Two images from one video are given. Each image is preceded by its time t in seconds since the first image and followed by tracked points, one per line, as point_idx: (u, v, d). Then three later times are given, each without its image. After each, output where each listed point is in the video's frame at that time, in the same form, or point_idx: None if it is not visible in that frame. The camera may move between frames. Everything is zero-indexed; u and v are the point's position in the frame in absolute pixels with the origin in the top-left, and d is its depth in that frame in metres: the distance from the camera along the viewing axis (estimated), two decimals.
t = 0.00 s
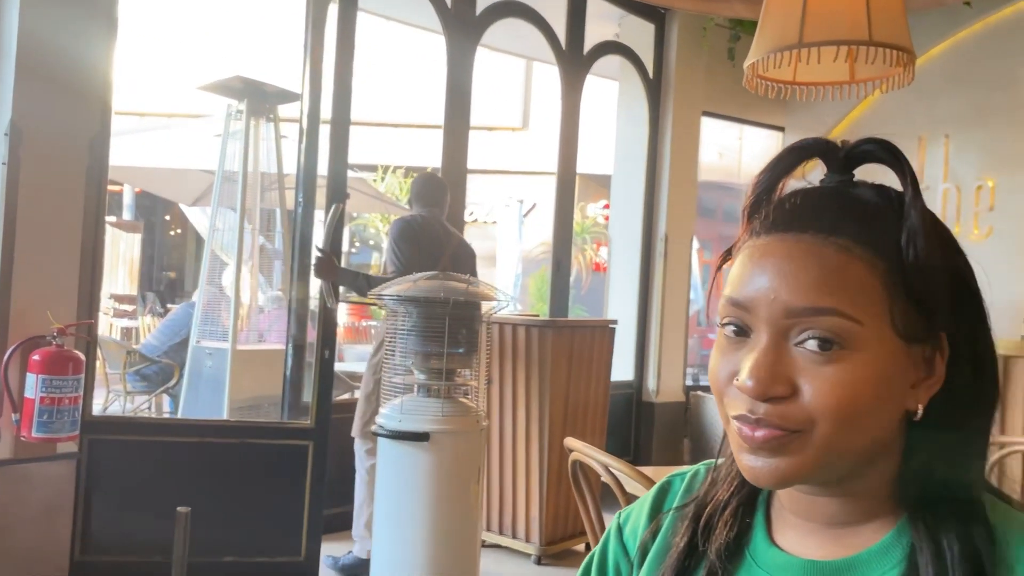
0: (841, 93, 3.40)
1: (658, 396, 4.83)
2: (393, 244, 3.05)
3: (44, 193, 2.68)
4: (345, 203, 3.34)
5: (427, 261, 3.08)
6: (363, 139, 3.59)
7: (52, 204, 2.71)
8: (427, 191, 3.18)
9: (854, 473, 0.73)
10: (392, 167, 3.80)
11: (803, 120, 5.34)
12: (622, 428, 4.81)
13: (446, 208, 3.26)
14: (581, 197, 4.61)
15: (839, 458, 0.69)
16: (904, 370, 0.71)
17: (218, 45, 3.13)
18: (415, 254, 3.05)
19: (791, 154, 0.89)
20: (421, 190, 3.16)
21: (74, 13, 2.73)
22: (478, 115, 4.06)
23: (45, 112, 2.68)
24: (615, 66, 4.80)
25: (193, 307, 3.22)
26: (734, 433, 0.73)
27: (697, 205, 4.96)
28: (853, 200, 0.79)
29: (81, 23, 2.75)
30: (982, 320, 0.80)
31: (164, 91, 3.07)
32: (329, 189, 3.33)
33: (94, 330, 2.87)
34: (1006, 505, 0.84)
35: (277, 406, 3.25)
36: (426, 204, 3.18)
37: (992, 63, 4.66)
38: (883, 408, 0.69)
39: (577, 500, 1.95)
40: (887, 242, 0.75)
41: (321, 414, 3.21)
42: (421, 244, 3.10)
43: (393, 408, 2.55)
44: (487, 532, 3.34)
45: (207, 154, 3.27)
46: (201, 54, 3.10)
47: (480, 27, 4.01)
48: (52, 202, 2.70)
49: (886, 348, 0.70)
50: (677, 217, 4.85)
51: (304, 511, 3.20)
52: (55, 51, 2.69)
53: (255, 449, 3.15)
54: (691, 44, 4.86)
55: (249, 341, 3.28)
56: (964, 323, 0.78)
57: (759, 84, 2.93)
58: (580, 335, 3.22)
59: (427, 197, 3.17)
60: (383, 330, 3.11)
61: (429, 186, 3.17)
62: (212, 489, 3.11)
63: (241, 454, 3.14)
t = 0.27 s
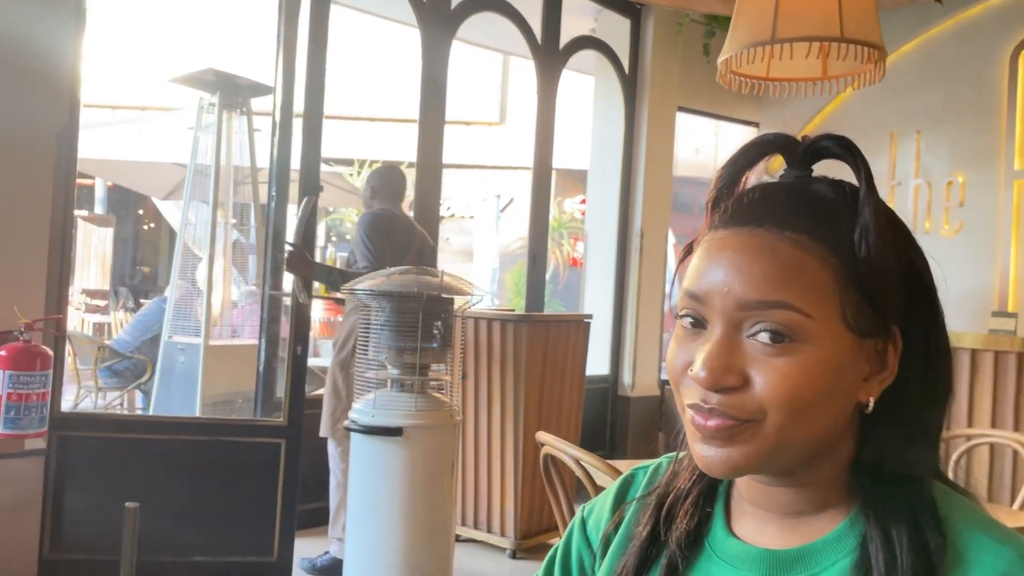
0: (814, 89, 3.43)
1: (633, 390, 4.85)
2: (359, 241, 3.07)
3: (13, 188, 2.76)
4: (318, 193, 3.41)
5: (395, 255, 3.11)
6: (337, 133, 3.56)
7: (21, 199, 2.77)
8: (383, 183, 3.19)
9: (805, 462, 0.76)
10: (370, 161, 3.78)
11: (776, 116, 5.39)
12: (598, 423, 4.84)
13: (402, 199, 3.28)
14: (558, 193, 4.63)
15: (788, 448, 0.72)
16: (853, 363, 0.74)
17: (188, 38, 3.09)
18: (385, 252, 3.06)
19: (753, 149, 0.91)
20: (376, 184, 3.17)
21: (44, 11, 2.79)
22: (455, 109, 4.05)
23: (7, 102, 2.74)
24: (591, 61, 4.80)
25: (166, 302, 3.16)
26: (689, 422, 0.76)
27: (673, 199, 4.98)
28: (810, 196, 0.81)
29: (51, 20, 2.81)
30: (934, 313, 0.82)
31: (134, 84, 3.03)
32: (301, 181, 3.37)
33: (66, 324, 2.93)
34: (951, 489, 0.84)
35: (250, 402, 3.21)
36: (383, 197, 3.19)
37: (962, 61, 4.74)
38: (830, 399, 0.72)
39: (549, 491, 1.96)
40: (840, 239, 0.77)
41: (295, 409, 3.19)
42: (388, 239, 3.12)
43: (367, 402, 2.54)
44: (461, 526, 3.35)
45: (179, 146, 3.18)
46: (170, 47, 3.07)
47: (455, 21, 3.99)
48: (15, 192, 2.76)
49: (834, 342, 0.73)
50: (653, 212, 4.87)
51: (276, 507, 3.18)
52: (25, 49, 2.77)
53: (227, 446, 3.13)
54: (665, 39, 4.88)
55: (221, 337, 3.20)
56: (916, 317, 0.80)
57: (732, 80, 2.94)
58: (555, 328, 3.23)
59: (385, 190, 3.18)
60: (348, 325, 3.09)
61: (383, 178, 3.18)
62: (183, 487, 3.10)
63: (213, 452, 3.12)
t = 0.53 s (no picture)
0: (787, 86, 3.45)
1: (609, 384, 4.87)
2: (324, 234, 3.18)
3: None
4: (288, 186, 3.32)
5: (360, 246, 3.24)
6: (311, 127, 3.54)
7: None
8: (338, 176, 3.24)
9: (765, 455, 0.77)
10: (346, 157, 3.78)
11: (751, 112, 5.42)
12: (574, 418, 4.85)
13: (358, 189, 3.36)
14: (535, 188, 4.64)
15: (747, 440, 0.73)
16: (811, 357, 0.75)
17: (160, 32, 3.07)
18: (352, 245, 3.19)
19: (719, 144, 0.91)
20: (332, 177, 3.23)
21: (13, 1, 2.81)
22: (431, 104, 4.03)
23: None
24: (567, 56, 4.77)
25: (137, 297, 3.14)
26: (650, 414, 0.77)
27: (648, 194, 4.99)
28: (771, 191, 0.81)
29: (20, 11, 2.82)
30: (895, 307, 0.82)
31: (105, 77, 3.01)
32: (273, 173, 3.31)
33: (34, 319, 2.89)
34: (915, 484, 0.85)
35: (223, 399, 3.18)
36: (340, 190, 3.25)
37: (933, 58, 4.79)
38: (787, 392, 0.73)
39: (521, 486, 1.97)
40: (800, 233, 0.78)
41: (265, 404, 3.16)
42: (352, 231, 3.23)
43: (340, 399, 2.53)
44: (437, 521, 3.34)
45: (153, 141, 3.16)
46: (141, 40, 3.04)
47: (430, 15, 3.97)
48: None
49: (791, 336, 0.74)
50: (628, 207, 4.88)
51: (249, 505, 3.16)
52: None
53: (199, 444, 3.11)
54: (641, 36, 4.89)
55: (193, 333, 3.18)
56: (875, 312, 0.81)
57: (706, 75, 2.94)
58: (530, 323, 3.23)
59: (342, 183, 3.24)
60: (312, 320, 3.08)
61: (340, 169, 3.25)
62: (154, 485, 3.08)
63: (184, 450, 3.10)
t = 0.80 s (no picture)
0: (762, 83, 3.47)
1: (585, 380, 4.88)
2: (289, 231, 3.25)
3: None
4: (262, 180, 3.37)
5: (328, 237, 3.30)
6: (286, 122, 3.51)
7: None
8: (301, 171, 3.30)
9: (734, 443, 0.77)
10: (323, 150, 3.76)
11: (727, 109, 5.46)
12: (550, 413, 4.87)
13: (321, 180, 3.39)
14: (512, 185, 4.63)
15: (715, 428, 0.74)
16: (777, 346, 0.76)
17: (132, 23, 3.02)
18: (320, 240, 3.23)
19: (684, 139, 0.91)
20: (291, 172, 3.30)
21: None
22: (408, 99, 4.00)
23: None
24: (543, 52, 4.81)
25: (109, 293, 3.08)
26: (620, 405, 0.77)
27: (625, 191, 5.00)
28: (735, 184, 0.82)
29: None
30: (862, 296, 0.83)
31: (75, 69, 2.94)
32: (246, 169, 3.34)
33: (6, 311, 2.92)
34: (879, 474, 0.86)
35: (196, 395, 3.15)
36: (303, 185, 3.30)
37: (906, 57, 4.85)
38: (753, 380, 0.74)
39: (495, 480, 1.98)
40: (764, 224, 0.79)
41: (239, 401, 3.13)
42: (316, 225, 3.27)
43: (314, 395, 2.52)
44: (413, 517, 3.34)
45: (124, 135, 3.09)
46: (111, 33, 2.99)
47: (407, 9, 3.94)
48: None
49: (756, 324, 0.75)
50: (605, 204, 4.89)
51: (222, 503, 3.13)
52: None
53: (171, 442, 3.09)
54: (618, 32, 4.90)
55: (166, 329, 3.13)
56: (841, 302, 0.82)
57: (682, 72, 2.96)
58: (506, 318, 3.23)
59: (303, 178, 3.30)
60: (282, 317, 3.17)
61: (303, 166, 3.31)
62: (125, 483, 3.05)
63: (157, 447, 3.08)
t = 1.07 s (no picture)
0: (735, 80, 3.49)
1: (559, 375, 4.89)
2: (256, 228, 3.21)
3: None
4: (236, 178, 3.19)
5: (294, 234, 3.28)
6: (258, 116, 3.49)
7: None
8: (265, 167, 3.28)
9: (695, 437, 0.78)
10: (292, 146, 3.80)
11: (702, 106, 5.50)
12: (525, 409, 4.88)
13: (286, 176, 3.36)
14: (487, 180, 4.63)
15: (674, 423, 0.75)
16: (738, 343, 0.77)
17: (101, 15, 3.00)
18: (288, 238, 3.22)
19: (656, 132, 0.91)
20: (258, 166, 3.27)
21: None
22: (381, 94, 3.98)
23: None
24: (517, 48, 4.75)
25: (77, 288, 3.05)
26: (582, 397, 0.79)
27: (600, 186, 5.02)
28: (703, 180, 0.82)
29: None
30: (824, 296, 0.84)
31: (43, 60, 2.93)
32: (217, 164, 3.16)
33: None
34: (841, 465, 0.87)
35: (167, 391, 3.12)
36: (268, 181, 3.29)
37: (876, 56, 4.91)
38: (713, 376, 0.75)
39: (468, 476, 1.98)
40: (729, 222, 0.79)
41: (210, 398, 3.11)
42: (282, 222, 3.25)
43: (286, 391, 2.50)
44: (386, 514, 3.33)
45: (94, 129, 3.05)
46: (78, 24, 2.97)
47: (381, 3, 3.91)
48: None
49: (717, 321, 0.76)
50: (579, 200, 4.91)
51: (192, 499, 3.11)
52: None
53: (141, 439, 3.06)
54: (592, 29, 4.91)
55: (136, 324, 3.10)
56: (805, 300, 0.83)
57: (656, 69, 2.97)
58: (481, 314, 3.23)
59: (268, 175, 3.28)
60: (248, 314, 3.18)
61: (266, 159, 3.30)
62: (94, 480, 3.02)
63: (126, 445, 3.04)
